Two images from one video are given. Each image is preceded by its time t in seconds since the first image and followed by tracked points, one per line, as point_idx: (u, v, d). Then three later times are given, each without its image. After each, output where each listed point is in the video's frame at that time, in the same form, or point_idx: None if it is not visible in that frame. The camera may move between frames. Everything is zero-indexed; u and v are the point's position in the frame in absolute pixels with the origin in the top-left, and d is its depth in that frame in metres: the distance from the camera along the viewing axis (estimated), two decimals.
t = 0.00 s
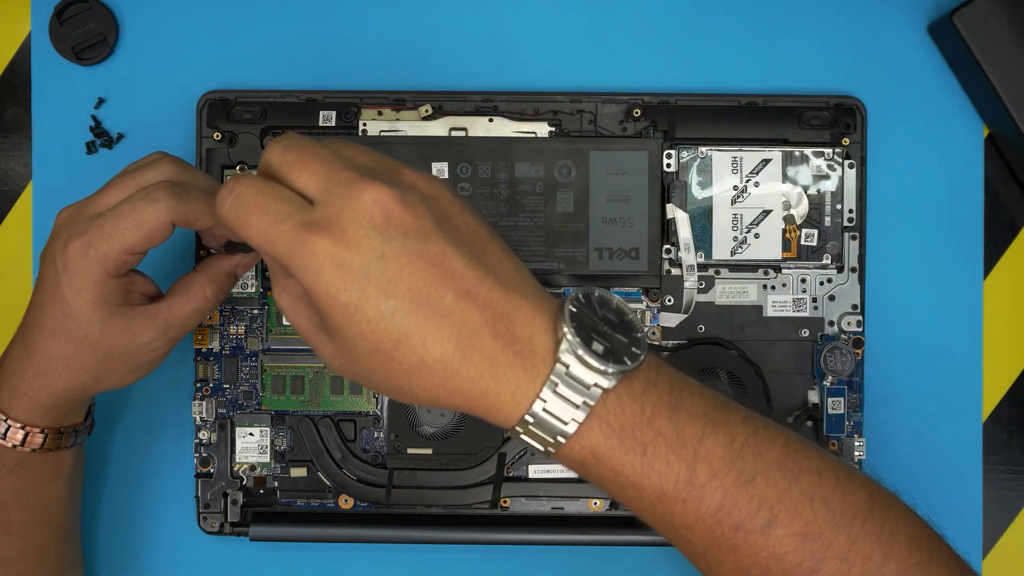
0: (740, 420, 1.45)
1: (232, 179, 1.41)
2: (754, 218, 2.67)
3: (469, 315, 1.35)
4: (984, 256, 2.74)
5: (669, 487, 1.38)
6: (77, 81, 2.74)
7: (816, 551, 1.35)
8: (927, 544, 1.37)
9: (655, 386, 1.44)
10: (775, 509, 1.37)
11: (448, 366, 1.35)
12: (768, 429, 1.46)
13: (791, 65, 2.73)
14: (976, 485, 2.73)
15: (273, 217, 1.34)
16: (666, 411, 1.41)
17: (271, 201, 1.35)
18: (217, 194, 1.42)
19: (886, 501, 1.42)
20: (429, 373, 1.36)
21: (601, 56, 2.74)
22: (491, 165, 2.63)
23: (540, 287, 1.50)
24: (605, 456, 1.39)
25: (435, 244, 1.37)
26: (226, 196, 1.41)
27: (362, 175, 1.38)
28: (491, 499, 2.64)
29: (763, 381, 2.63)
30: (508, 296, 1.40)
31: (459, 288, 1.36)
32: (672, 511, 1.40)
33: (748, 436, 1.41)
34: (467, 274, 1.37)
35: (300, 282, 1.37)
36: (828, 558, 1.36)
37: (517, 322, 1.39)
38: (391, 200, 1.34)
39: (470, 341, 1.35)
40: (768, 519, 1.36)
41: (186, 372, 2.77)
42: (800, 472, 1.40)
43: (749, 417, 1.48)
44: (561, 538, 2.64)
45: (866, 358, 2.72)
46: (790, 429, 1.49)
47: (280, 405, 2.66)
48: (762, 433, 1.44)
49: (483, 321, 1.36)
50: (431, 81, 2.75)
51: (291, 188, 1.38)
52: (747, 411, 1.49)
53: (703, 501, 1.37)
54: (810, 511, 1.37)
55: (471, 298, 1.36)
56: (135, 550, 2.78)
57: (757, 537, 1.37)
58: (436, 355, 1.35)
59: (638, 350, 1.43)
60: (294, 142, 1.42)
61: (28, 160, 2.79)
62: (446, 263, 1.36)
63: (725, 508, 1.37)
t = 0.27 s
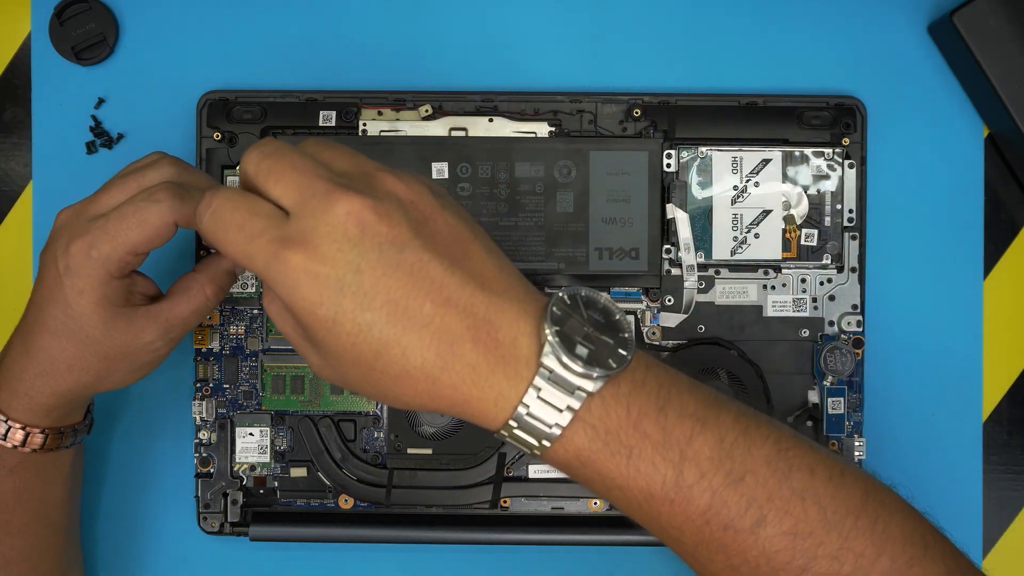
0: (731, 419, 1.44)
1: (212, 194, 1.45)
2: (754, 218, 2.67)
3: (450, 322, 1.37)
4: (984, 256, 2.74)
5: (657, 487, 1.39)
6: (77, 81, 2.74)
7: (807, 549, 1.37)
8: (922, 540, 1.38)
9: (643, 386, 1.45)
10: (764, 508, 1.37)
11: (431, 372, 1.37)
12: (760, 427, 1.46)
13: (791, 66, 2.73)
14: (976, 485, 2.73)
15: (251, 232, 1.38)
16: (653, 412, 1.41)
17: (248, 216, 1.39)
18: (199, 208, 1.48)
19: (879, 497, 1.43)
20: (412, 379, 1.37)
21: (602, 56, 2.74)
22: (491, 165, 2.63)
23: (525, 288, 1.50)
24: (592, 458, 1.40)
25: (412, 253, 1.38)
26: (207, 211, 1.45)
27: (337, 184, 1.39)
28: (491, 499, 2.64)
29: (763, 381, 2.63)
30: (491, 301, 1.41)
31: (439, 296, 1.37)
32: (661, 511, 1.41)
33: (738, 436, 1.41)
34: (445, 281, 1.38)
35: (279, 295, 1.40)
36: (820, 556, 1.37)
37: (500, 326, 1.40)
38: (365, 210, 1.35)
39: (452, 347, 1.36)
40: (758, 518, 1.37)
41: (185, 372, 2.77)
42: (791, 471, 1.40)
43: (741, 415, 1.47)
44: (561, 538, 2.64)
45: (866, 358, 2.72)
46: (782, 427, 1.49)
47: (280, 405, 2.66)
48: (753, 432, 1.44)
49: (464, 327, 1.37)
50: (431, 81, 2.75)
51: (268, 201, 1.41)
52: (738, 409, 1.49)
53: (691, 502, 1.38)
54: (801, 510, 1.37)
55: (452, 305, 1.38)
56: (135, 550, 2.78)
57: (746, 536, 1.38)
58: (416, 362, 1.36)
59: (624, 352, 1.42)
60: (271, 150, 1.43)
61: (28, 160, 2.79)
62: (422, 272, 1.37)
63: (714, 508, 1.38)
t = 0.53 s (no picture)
0: (731, 419, 1.46)
1: (221, 189, 1.40)
2: (755, 218, 2.67)
3: (458, 324, 1.38)
4: (984, 256, 2.74)
5: (658, 486, 1.40)
6: (77, 81, 2.74)
7: (806, 547, 1.38)
8: (919, 540, 1.39)
9: (644, 386, 1.46)
10: (764, 506, 1.38)
11: (438, 372, 1.38)
12: (760, 427, 1.47)
13: (791, 65, 2.73)
14: (976, 485, 2.73)
15: (263, 231, 1.35)
16: (655, 412, 1.43)
17: (260, 214, 1.36)
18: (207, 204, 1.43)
19: (877, 496, 1.44)
20: (420, 379, 1.39)
21: (601, 57, 2.74)
22: (491, 165, 2.63)
23: (531, 289, 1.52)
24: (595, 457, 1.42)
25: (423, 255, 1.39)
26: (215, 206, 1.41)
27: (350, 184, 1.38)
28: (491, 499, 2.64)
29: (763, 381, 2.63)
30: (498, 302, 1.43)
31: (448, 297, 1.38)
32: (661, 509, 1.42)
33: (738, 435, 1.43)
34: (455, 283, 1.40)
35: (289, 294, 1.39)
36: (819, 553, 1.38)
37: (506, 327, 1.42)
38: (379, 212, 1.35)
39: (460, 348, 1.38)
40: (758, 516, 1.38)
41: (186, 371, 2.77)
42: (790, 470, 1.41)
43: (741, 415, 1.48)
44: (561, 538, 2.64)
45: (866, 358, 2.72)
46: (781, 427, 1.50)
47: (280, 405, 2.66)
48: (754, 431, 1.45)
49: (472, 329, 1.39)
50: (431, 80, 2.75)
51: (280, 199, 1.38)
52: (738, 409, 1.51)
53: (692, 500, 1.39)
54: (800, 508, 1.38)
55: (460, 307, 1.39)
56: (135, 550, 2.78)
57: (747, 533, 1.38)
58: (425, 363, 1.37)
59: (626, 353, 1.44)
60: (281, 146, 1.40)
61: (28, 160, 2.79)
62: (433, 274, 1.39)
63: (714, 506, 1.39)
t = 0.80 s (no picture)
0: (732, 422, 1.46)
1: (223, 199, 1.40)
2: (754, 218, 2.67)
3: (461, 331, 1.38)
4: (984, 256, 2.74)
5: (659, 489, 1.41)
6: (77, 81, 2.74)
7: (806, 548, 1.38)
8: (919, 540, 1.39)
9: (645, 390, 1.46)
10: (765, 509, 1.39)
11: (440, 378, 1.38)
12: (760, 429, 1.47)
13: (791, 65, 2.73)
14: (976, 485, 2.73)
15: (265, 241, 1.35)
16: (655, 415, 1.43)
17: (261, 224, 1.36)
18: (210, 214, 1.43)
19: (876, 498, 1.45)
20: (422, 386, 1.38)
21: (602, 57, 2.74)
22: (491, 165, 2.63)
23: (534, 294, 1.52)
24: (596, 460, 1.43)
25: (426, 262, 1.38)
26: (218, 216, 1.41)
27: (352, 194, 1.36)
28: (491, 499, 2.64)
29: (763, 381, 2.63)
30: (500, 308, 1.42)
31: (450, 306, 1.38)
32: (662, 511, 1.43)
33: (739, 438, 1.43)
34: (457, 291, 1.39)
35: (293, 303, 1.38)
36: (819, 554, 1.38)
37: (507, 333, 1.42)
38: (380, 222, 1.33)
39: (462, 354, 1.37)
40: (758, 518, 1.38)
41: (186, 372, 2.77)
42: (790, 472, 1.41)
43: (742, 418, 1.49)
44: (561, 538, 2.64)
45: (866, 358, 2.72)
46: (781, 430, 1.51)
47: (280, 405, 2.66)
48: (755, 434, 1.46)
49: (474, 336, 1.38)
50: (431, 80, 2.75)
51: (282, 207, 1.37)
52: (739, 412, 1.51)
53: (692, 502, 1.40)
54: (801, 510, 1.39)
55: (463, 314, 1.38)
56: (135, 550, 2.78)
57: (747, 535, 1.39)
58: (427, 370, 1.37)
59: (630, 359, 1.44)
60: (283, 153, 1.38)
61: (28, 160, 2.79)
62: (437, 283, 1.38)
63: (714, 509, 1.39)
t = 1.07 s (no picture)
0: (731, 428, 1.51)
1: (217, 221, 1.40)
2: (755, 218, 2.67)
3: (458, 344, 1.41)
4: (984, 256, 2.74)
5: (659, 495, 1.46)
6: (77, 81, 2.74)
7: (806, 553, 1.42)
8: (919, 541, 1.44)
9: (645, 398, 1.53)
10: (764, 514, 1.43)
11: (441, 391, 1.41)
12: (761, 435, 1.52)
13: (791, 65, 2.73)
14: (976, 486, 2.72)
15: (261, 261, 1.35)
16: (655, 423, 1.49)
17: (256, 243, 1.36)
18: (205, 236, 1.43)
19: (879, 503, 1.48)
20: (423, 397, 1.42)
21: (602, 56, 2.73)
22: (491, 165, 2.63)
23: (529, 302, 1.55)
24: (596, 469, 1.50)
25: (418, 276, 1.38)
26: (212, 238, 1.41)
27: (344, 211, 1.37)
28: (491, 499, 2.64)
29: (764, 381, 2.62)
30: (497, 319, 1.46)
31: (445, 319, 1.40)
32: (663, 517, 1.49)
33: (738, 444, 1.48)
34: (452, 305, 1.41)
35: (290, 319, 1.40)
36: (820, 559, 1.42)
37: (505, 344, 1.46)
38: (373, 238, 1.34)
39: (460, 366, 1.41)
40: (758, 523, 1.43)
41: (185, 372, 2.77)
42: (791, 478, 1.46)
43: (742, 424, 1.54)
44: (561, 539, 2.64)
45: (866, 358, 2.72)
46: (782, 435, 1.56)
47: (280, 405, 2.66)
48: (755, 440, 1.51)
49: (471, 347, 1.42)
50: (431, 80, 2.74)
51: (277, 226, 1.38)
52: (739, 418, 1.56)
53: (692, 508, 1.45)
54: (801, 515, 1.43)
55: (459, 327, 1.41)
56: (135, 549, 2.78)
57: (747, 540, 1.44)
58: (426, 382, 1.40)
59: (626, 367, 1.51)
60: (275, 169, 1.38)
61: (28, 160, 2.79)
62: (430, 297, 1.39)
63: (715, 514, 1.44)
